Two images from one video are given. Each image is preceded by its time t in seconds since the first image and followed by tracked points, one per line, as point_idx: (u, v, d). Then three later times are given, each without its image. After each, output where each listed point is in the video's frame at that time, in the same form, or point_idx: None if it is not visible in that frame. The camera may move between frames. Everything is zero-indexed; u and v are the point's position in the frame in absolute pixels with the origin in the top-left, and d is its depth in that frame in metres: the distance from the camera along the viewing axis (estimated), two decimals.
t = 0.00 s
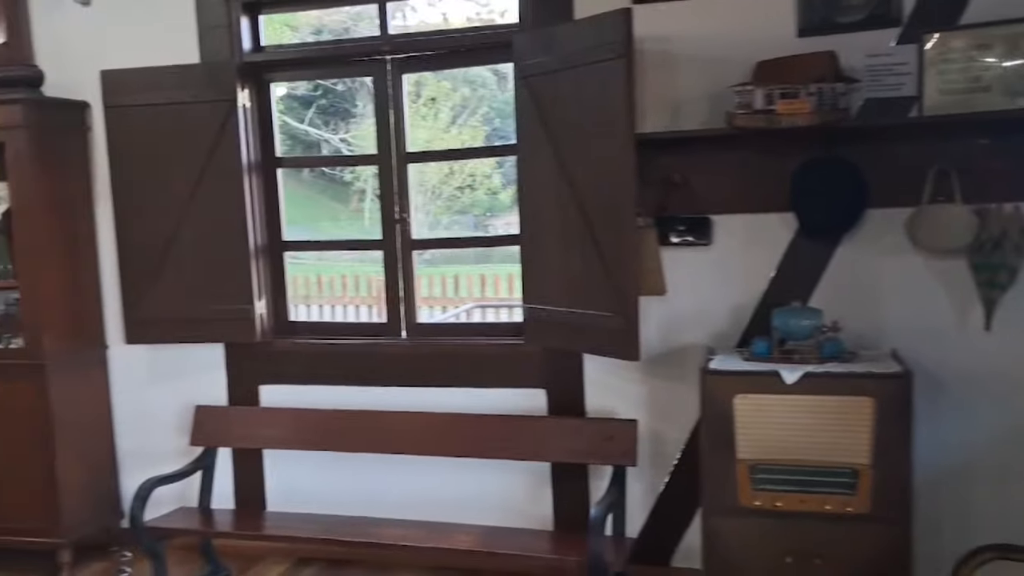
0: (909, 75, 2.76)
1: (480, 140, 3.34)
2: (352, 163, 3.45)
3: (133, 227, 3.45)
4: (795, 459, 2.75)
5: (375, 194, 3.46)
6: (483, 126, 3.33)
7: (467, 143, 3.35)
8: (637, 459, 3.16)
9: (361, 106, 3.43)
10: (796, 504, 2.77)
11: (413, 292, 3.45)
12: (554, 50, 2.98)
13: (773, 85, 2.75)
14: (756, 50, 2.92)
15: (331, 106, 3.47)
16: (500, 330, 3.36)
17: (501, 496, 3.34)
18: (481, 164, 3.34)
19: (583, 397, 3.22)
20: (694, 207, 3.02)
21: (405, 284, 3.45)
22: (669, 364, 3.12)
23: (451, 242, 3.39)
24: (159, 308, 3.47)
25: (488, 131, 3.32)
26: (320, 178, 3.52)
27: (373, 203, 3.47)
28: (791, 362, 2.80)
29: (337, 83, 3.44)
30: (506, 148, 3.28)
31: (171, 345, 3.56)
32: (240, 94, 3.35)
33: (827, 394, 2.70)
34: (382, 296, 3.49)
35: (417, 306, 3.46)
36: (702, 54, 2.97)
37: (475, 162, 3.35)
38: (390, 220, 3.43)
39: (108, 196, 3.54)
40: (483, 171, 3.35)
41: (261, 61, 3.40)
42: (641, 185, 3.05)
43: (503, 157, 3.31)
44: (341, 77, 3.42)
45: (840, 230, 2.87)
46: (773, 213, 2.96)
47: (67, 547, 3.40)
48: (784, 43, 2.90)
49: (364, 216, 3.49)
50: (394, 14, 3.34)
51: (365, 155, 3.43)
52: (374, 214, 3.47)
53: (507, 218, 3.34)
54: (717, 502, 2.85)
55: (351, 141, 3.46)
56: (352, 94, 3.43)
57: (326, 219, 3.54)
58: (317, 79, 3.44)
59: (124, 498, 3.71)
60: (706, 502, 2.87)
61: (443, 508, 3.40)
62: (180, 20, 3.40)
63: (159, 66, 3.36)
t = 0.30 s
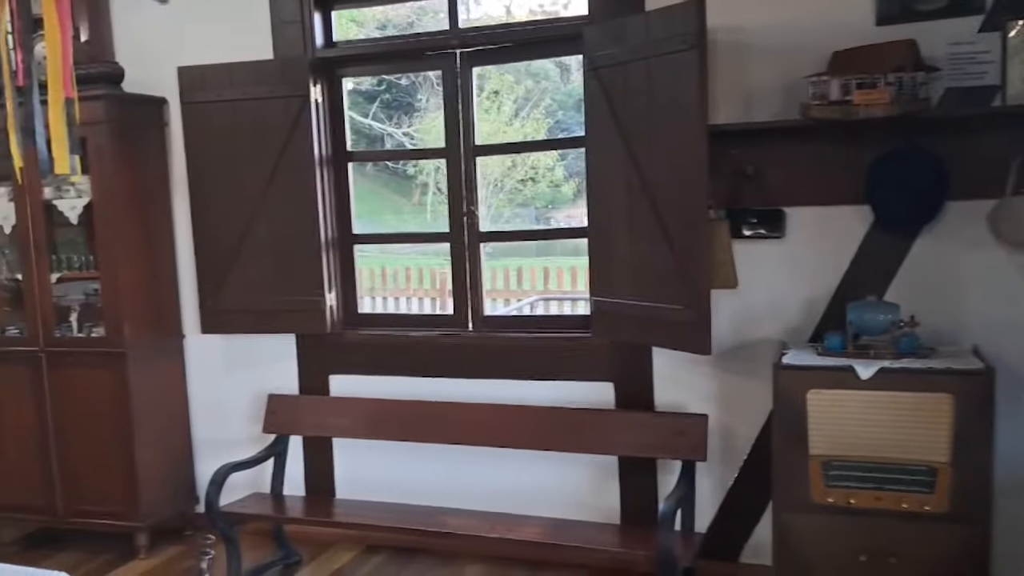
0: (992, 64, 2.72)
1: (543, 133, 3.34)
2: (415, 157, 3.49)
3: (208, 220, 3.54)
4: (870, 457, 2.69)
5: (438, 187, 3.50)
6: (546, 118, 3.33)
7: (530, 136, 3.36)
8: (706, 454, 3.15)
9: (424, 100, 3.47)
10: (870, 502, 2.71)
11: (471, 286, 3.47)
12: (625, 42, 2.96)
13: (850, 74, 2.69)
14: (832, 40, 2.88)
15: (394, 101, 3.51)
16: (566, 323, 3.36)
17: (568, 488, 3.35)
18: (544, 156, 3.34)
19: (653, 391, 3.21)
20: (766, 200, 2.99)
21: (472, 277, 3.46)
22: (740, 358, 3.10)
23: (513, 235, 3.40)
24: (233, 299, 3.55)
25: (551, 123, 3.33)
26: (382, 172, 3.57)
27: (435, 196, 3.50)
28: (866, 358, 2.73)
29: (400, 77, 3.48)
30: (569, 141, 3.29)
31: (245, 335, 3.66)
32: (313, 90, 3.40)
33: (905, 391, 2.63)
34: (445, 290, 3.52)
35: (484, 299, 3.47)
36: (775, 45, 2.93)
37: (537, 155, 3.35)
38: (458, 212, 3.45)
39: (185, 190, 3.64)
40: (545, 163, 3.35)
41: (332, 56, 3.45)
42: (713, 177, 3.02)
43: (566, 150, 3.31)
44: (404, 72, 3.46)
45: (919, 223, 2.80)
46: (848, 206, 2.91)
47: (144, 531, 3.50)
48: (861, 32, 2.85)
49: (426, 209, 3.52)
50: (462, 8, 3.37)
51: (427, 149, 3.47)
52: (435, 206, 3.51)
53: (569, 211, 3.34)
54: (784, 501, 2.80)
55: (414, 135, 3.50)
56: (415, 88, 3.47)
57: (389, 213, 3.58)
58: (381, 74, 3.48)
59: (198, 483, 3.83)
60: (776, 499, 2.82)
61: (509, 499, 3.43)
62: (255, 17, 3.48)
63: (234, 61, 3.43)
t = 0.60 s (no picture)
0: None
1: (581, 129, 3.34)
2: (453, 153, 3.51)
3: (253, 216, 3.58)
4: (917, 457, 2.65)
5: (474, 184, 3.51)
6: (584, 115, 3.33)
7: (567, 133, 3.36)
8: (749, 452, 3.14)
9: (461, 96, 3.49)
10: (917, 502, 2.67)
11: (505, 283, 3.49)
12: (670, 38, 2.95)
13: (898, 70, 2.66)
14: (879, 35, 2.84)
15: (431, 98, 3.53)
16: (607, 320, 3.36)
17: (608, 485, 3.35)
18: (582, 153, 3.34)
19: (695, 389, 3.20)
20: (812, 197, 2.96)
21: (512, 273, 3.47)
22: (783, 356, 3.08)
23: (550, 232, 3.40)
24: (276, 294, 3.59)
25: (589, 120, 3.33)
26: (420, 169, 3.60)
27: (471, 193, 3.52)
28: (912, 357, 2.69)
29: (438, 74, 3.50)
30: (607, 138, 3.28)
31: (290, 330, 3.70)
32: (356, 86, 3.44)
33: (953, 390, 2.59)
34: (482, 287, 3.54)
35: (523, 295, 3.48)
36: (821, 41, 2.91)
37: (574, 152, 3.35)
38: (499, 209, 3.46)
39: (231, 187, 3.69)
40: (583, 159, 3.35)
41: (375, 54, 3.48)
42: (759, 174, 2.99)
43: (603, 147, 3.31)
44: (442, 69, 3.48)
45: (968, 221, 2.76)
46: (895, 203, 2.88)
47: (190, 521, 3.56)
48: (909, 27, 2.81)
49: (462, 206, 3.54)
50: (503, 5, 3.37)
51: (462, 147, 3.49)
52: (472, 203, 3.53)
53: (605, 208, 3.34)
54: (828, 500, 2.76)
55: (451, 132, 3.52)
56: (452, 85, 3.49)
57: (427, 209, 3.60)
58: (419, 72, 3.51)
59: (242, 475, 3.88)
60: (819, 498, 2.78)
61: (550, 495, 3.44)
62: (299, 15, 3.51)
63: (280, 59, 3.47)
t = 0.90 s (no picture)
0: None
1: (609, 127, 3.34)
2: (480, 151, 3.52)
3: (285, 213, 3.61)
4: (952, 458, 2.62)
5: (501, 181, 3.52)
6: (612, 112, 3.33)
7: (595, 130, 3.36)
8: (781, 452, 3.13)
9: (489, 94, 3.50)
10: (953, 504, 2.63)
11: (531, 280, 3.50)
12: (703, 35, 2.94)
13: (936, 67, 2.63)
14: (915, 32, 2.82)
15: (459, 96, 3.55)
16: (638, 318, 3.35)
17: (639, 483, 3.35)
18: (610, 151, 3.34)
19: (727, 388, 3.19)
20: (846, 195, 2.94)
21: (542, 271, 3.47)
22: (817, 355, 3.07)
23: (576, 229, 3.40)
24: (308, 290, 3.62)
25: (617, 117, 3.33)
26: (446, 166, 3.61)
27: (497, 191, 3.53)
28: (949, 357, 2.66)
29: (466, 72, 3.52)
30: (636, 136, 3.28)
31: (321, 326, 3.72)
32: (388, 84, 3.45)
33: (991, 391, 2.56)
34: (510, 284, 3.55)
35: (552, 293, 3.48)
36: (856, 38, 2.89)
37: (602, 150, 3.35)
38: (530, 207, 3.45)
39: (264, 184, 3.73)
40: (611, 157, 3.35)
41: (407, 52, 3.49)
42: (793, 172, 2.98)
43: (632, 144, 3.31)
44: (470, 67, 3.49)
45: (1006, 220, 2.73)
46: (932, 201, 2.86)
47: (222, 515, 3.60)
48: (946, 24, 2.79)
49: (489, 203, 3.55)
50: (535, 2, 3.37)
51: (490, 144, 3.50)
52: (498, 201, 3.53)
53: (633, 206, 3.34)
54: (862, 500, 2.74)
55: (479, 130, 3.53)
56: (480, 82, 3.50)
57: (453, 207, 3.62)
58: (447, 69, 3.53)
59: (274, 470, 3.91)
60: (852, 499, 2.76)
61: (580, 493, 3.44)
62: (332, 13, 3.54)
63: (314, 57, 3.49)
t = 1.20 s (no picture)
0: None
1: (633, 124, 3.33)
2: (504, 149, 3.52)
3: (313, 210, 3.63)
4: (983, 459, 2.59)
5: (524, 179, 3.52)
6: (637, 110, 3.32)
7: (620, 128, 3.35)
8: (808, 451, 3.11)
9: (512, 91, 3.50)
10: (983, 506, 2.60)
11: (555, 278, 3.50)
12: (733, 33, 2.92)
13: (970, 64, 2.61)
14: (948, 29, 2.79)
15: (482, 93, 3.55)
16: (664, 317, 3.34)
17: (664, 482, 3.35)
18: (634, 149, 3.34)
19: (754, 387, 3.18)
20: (876, 194, 2.92)
21: (569, 268, 3.46)
22: (845, 355, 3.05)
23: (599, 227, 3.40)
24: (334, 287, 3.64)
25: (641, 115, 3.32)
26: (469, 164, 3.62)
27: (520, 188, 3.53)
28: (981, 358, 2.63)
29: (490, 70, 3.52)
30: (660, 133, 3.27)
31: (347, 322, 3.74)
32: (416, 82, 3.46)
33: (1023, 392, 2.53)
34: (533, 282, 3.55)
35: (579, 290, 3.47)
36: (887, 35, 2.86)
37: (626, 147, 3.35)
38: (557, 204, 3.44)
39: (292, 181, 3.75)
40: (635, 156, 3.34)
41: (434, 49, 3.50)
42: (822, 170, 2.96)
43: (656, 142, 3.30)
44: (494, 64, 3.50)
45: None
46: (963, 200, 2.83)
47: (249, 509, 3.63)
48: (979, 21, 2.76)
49: (512, 201, 3.56)
50: None
51: (514, 141, 3.50)
52: (521, 198, 3.54)
53: (657, 203, 3.33)
54: (891, 501, 2.71)
55: (502, 127, 3.54)
56: (504, 80, 3.51)
57: (476, 204, 3.62)
58: (471, 67, 3.54)
59: (300, 466, 3.94)
60: (881, 500, 2.74)
61: (605, 491, 3.44)
62: (360, 11, 3.55)
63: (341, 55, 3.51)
